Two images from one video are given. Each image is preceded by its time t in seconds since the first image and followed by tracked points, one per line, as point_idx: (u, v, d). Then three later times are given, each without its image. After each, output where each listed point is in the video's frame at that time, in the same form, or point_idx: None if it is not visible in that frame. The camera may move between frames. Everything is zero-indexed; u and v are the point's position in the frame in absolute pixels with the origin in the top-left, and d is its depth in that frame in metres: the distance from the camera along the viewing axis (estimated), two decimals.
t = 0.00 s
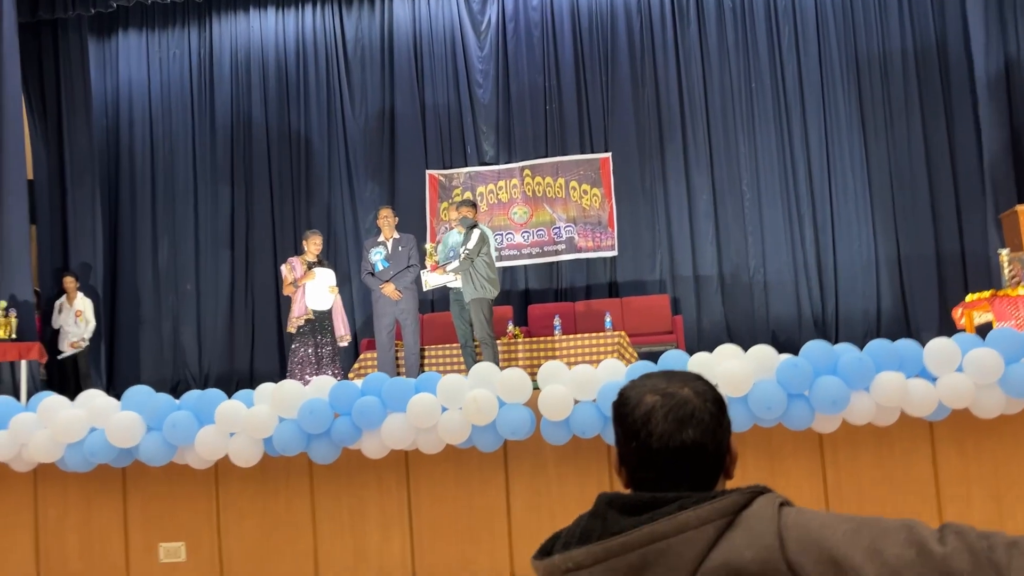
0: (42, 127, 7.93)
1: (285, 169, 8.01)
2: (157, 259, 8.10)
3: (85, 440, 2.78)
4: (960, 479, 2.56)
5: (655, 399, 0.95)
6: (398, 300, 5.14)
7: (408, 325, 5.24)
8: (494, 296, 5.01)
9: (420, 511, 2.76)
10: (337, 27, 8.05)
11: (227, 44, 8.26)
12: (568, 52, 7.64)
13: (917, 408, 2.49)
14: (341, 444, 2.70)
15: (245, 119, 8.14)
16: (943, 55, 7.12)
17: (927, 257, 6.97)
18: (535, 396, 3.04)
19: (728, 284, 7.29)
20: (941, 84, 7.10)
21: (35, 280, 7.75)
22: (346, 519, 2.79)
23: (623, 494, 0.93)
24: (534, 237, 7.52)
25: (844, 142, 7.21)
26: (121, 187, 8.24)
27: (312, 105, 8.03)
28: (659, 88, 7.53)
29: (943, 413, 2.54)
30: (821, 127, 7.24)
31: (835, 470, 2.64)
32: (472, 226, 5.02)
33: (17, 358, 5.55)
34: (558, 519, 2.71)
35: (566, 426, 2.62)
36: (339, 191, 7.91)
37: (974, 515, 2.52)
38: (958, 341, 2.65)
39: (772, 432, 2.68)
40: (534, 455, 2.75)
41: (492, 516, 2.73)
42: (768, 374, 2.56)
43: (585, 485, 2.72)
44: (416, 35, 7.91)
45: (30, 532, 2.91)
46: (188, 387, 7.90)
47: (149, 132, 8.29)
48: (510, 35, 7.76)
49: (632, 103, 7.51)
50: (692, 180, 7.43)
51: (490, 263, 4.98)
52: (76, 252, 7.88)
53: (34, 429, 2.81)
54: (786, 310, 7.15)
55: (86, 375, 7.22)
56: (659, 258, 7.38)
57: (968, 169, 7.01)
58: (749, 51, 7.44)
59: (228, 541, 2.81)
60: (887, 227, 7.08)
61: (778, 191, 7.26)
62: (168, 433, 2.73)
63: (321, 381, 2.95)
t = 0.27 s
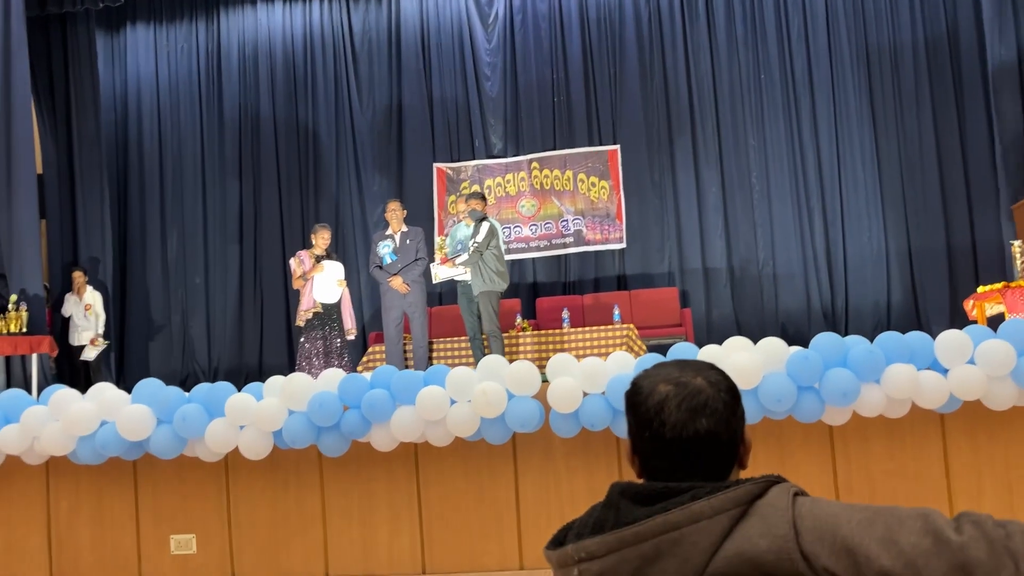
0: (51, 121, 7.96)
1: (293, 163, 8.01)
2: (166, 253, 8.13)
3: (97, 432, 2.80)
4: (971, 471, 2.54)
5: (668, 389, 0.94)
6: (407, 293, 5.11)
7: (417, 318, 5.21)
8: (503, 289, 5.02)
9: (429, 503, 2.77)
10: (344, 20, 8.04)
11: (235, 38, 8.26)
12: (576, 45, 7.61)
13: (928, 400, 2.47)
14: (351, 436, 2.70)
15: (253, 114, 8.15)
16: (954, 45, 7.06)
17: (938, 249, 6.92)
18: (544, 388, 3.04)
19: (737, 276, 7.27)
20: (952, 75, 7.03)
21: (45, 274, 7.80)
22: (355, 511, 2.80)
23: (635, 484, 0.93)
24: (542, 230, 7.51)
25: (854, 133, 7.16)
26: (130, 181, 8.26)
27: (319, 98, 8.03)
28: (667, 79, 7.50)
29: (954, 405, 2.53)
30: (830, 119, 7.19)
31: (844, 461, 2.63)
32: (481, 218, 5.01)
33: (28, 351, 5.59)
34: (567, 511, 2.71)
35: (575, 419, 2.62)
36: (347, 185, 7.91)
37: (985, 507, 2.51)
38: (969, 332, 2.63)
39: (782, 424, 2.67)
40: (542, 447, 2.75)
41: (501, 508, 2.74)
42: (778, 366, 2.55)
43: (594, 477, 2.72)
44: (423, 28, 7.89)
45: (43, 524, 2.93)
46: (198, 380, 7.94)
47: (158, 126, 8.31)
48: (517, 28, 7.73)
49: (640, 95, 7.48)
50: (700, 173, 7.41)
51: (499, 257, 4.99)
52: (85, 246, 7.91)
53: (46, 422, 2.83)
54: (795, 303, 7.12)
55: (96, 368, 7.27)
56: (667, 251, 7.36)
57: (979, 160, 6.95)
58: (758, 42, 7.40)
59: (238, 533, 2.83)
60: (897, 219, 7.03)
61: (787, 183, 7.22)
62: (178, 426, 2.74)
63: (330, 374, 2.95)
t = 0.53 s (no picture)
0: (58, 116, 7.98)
1: (299, 159, 8.01)
2: (172, 249, 8.15)
3: (102, 427, 2.80)
4: (978, 470, 2.53)
5: (673, 387, 0.93)
6: (412, 289, 5.14)
7: (422, 314, 5.25)
8: (509, 285, 4.99)
9: (433, 499, 2.77)
10: (351, 16, 8.03)
11: (241, 34, 8.26)
12: (582, 41, 7.59)
13: (935, 399, 2.46)
14: (355, 432, 2.70)
15: (259, 110, 8.15)
16: (963, 41, 7.02)
17: (945, 247, 6.89)
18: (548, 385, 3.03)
19: (743, 274, 7.24)
20: (961, 71, 6.99)
21: (52, 269, 7.83)
22: (360, 506, 2.80)
23: (639, 483, 0.93)
24: (548, 226, 7.49)
25: (861, 130, 7.12)
26: (136, 177, 8.28)
27: (325, 94, 8.03)
28: (674, 75, 7.47)
29: (961, 404, 2.51)
30: (838, 116, 7.15)
31: (851, 460, 2.61)
32: (487, 214, 4.98)
33: (35, 346, 5.61)
34: (571, 508, 2.71)
35: (580, 415, 2.62)
36: (353, 181, 7.91)
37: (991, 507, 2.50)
38: (977, 330, 2.61)
39: (788, 423, 2.66)
40: (547, 444, 2.75)
41: (506, 505, 2.74)
42: (783, 364, 2.53)
43: (599, 475, 2.71)
44: (429, 23, 7.87)
45: (49, 518, 2.94)
46: (203, 376, 7.96)
47: (164, 121, 8.33)
48: (524, 23, 7.71)
49: (647, 91, 7.45)
50: (707, 169, 7.38)
51: (506, 252, 4.98)
52: (92, 241, 7.93)
53: (51, 417, 2.83)
54: (801, 301, 7.10)
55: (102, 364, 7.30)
56: (674, 248, 7.34)
57: (988, 158, 6.90)
58: (765, 39, 7.36)
59: (243, 529, 2.84)
60: (904, 216, 7.00)
61: (794, 180, 7.19)
62: (183, 421, 2.74)
63: (335, 370, 2.95)
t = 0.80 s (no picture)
0: (70, 114, 8.02)
1: (309, 158, 8.03)
2: (182, 247, 8.18)
3: (111, 426, 2.81)
4: (991, 477, 2.51)
5: (690, 402, 0.92)
6: (421, 290, 5.12)
7: (431, 314, 5.24)
8: (520, 287, 4.99)
9: (441, 501, 2.77)
10: (362, 16, 8.04)
11: (253, 33, 8.28)
12: (593, 42, 7.57)
13: (947, 406, 2.43)
14: (364, 434, 2.70)
15: (270, 109, 8.17)
16: (976, 44, 6.97)
17: (957, 251, 6.84)
18: (557, 388, 3.03)
19: (753, 276, 7.22)
20: (974, 74, 6.94)
21: (63, 266, 7.87)
22: (368, 507, 2.80)
23: (655, 498, 0.92)
24: (557, 227, 7.48)
25: (873, 133, 7.08)
26: (147, 175, 8.31)
27: (336, 93, 8.04)
28: (685, 77, 7.45)
29: (974, 411, 2.49)
30: (849, 118, 7.11)
31: (861, 466, 2.60)
32: (497, 215, 4.98)
33: (45, 343, 5.64)
34: (579, 512, 2.70)
35: (589, 419, 2.61)
36: (362, 180, 7.92)
37: (1004, 516, 2.47)
38: (990, 337, 2.58)
39: (798, 428, 2.64)
40: (556, 447, 2.74)
41: (514, 507, 2.73)
42: (795, 369, 2.52)
43: (607, 479, 2.70)
44: (440, 23, 7.87)
45: (59, 516, 2.95)
46: (212, 374, 7.99)
47: (175, 120, 8.36)
48: (535, 24, 7.70)
49: (657, 91, 7.43)
50: (717, 171, 7.36)
51: (516, 253, 4.98)
52: (102, 239, 7.97)
53: (61, 415, 2.84)
54: (811, 304, 7.07)
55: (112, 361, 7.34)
56: (683, 249, 7.31)
57: (1001, 161, 6.85)
58: (777, 40, 7.33)
59: (251, 528, 2.84)
60: (916, 219, 6.95)
61: (804, 182, 7.16)
62: (192, 421, 2.75)
63: (344, 371, 2.95)
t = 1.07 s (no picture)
0: (81, 111, 8.07)
1: (317, 158, 8.05)
2: (190, 245, 8.22)
3: (118, 423, 2.82)
4: (997, 485, 2.50)
5: (697, 411, 0.93)
6: (428, 291, 5.13)
7: (438, 315, 5.25)
8: (526, 290, 4.99)
9: (446, 503, 2.77)
10: (371, 16, 8.06)
11: (263, 32, 8.31)
12: (602, 44, 7.57)
13: (953, 413, 2.43)
14: (369, 434, 2.71)
15: (279, 108, 8.19)
16: (987, 50, 6.94)
17: (966, 257, 6.81)
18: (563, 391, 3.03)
19: (760, 280, 7.20)
20: (984, 80, 6.91)
21: (72, 262, 7.91)
22: (373, 507, 2.81)
23: (661, 506, 0.92)
24: (564, 229, 7.48)
25: (882, 139, 7.06)
26: (156, 173, 8.35)
27: (345, 93, 8.06)
28: (694, 80, 7.44)
29: (980, 419, 2.48)
30: (858, 123, 7.09)
31: (867, 473, 2.59)
32: (506, 217, 4.98)
33: (53, 339, 5.67)
34: (584, 515, 2.71)
35: (594, 422, 2.61)
36: (370, 180, 7.94)
37: (1009, 526, 2.46)
38: (997, 346, 2.58)
39: (803, 435, 2.63)
40: (560, 450, 2.75)
41: (518, 508, 2.74)
42: (800, 375, 2.51)
43: (611, 483, 2.70)
44: (450, 24, 7.88)
45: (65, 512, 2.97)
46: (218, 372, 8.02)
47: (185, 118, 8.39)
48: (545, 26, 7.70)
49: (666, 94, 7.42)
50: (725, 175, 7.34)
51: (523, 255, 4.99)
52: (111, 236, 8.00)
53: (68, 412, 2.86)
54: (818, 309, 7.05)
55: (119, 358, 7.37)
56: (690, 253, 7.30)
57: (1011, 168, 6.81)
58: (787, 45, 7.32)
59: (256, 527, 2.85)
60: (924, 225, 6.93)
61: (812, 187, 7.14)
62: (199, 419, 2.76)
63: (350, 371, 2.96)
